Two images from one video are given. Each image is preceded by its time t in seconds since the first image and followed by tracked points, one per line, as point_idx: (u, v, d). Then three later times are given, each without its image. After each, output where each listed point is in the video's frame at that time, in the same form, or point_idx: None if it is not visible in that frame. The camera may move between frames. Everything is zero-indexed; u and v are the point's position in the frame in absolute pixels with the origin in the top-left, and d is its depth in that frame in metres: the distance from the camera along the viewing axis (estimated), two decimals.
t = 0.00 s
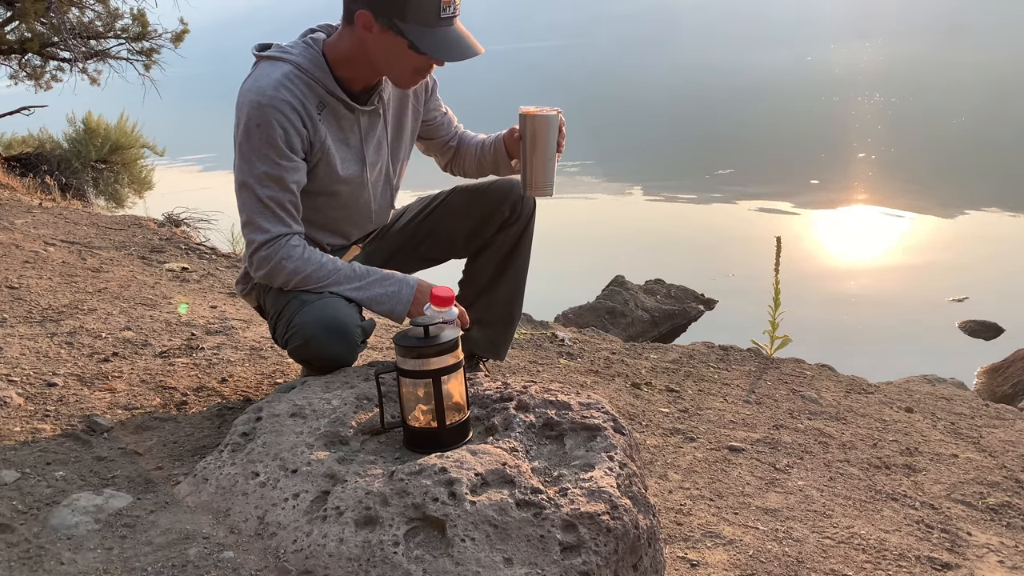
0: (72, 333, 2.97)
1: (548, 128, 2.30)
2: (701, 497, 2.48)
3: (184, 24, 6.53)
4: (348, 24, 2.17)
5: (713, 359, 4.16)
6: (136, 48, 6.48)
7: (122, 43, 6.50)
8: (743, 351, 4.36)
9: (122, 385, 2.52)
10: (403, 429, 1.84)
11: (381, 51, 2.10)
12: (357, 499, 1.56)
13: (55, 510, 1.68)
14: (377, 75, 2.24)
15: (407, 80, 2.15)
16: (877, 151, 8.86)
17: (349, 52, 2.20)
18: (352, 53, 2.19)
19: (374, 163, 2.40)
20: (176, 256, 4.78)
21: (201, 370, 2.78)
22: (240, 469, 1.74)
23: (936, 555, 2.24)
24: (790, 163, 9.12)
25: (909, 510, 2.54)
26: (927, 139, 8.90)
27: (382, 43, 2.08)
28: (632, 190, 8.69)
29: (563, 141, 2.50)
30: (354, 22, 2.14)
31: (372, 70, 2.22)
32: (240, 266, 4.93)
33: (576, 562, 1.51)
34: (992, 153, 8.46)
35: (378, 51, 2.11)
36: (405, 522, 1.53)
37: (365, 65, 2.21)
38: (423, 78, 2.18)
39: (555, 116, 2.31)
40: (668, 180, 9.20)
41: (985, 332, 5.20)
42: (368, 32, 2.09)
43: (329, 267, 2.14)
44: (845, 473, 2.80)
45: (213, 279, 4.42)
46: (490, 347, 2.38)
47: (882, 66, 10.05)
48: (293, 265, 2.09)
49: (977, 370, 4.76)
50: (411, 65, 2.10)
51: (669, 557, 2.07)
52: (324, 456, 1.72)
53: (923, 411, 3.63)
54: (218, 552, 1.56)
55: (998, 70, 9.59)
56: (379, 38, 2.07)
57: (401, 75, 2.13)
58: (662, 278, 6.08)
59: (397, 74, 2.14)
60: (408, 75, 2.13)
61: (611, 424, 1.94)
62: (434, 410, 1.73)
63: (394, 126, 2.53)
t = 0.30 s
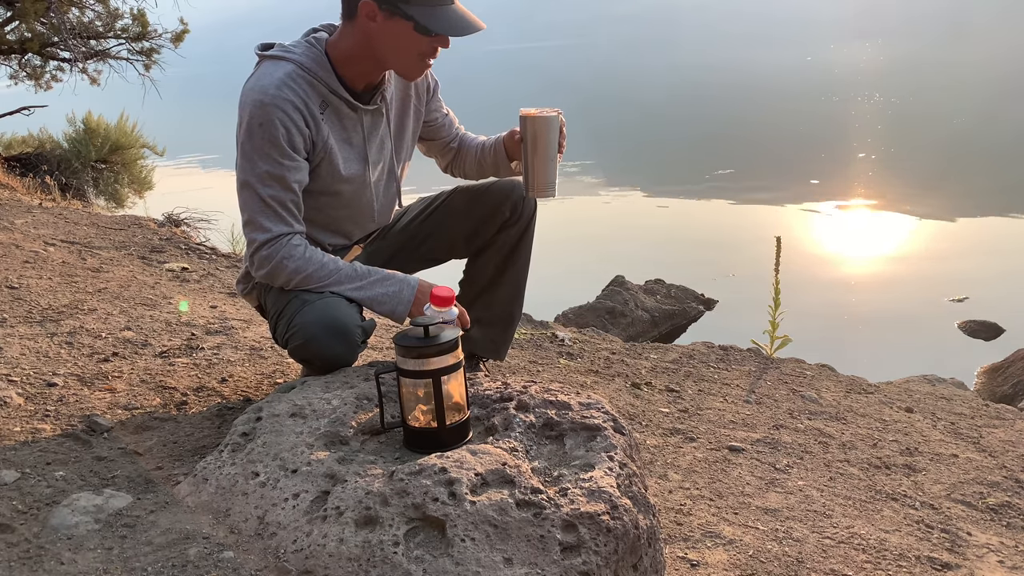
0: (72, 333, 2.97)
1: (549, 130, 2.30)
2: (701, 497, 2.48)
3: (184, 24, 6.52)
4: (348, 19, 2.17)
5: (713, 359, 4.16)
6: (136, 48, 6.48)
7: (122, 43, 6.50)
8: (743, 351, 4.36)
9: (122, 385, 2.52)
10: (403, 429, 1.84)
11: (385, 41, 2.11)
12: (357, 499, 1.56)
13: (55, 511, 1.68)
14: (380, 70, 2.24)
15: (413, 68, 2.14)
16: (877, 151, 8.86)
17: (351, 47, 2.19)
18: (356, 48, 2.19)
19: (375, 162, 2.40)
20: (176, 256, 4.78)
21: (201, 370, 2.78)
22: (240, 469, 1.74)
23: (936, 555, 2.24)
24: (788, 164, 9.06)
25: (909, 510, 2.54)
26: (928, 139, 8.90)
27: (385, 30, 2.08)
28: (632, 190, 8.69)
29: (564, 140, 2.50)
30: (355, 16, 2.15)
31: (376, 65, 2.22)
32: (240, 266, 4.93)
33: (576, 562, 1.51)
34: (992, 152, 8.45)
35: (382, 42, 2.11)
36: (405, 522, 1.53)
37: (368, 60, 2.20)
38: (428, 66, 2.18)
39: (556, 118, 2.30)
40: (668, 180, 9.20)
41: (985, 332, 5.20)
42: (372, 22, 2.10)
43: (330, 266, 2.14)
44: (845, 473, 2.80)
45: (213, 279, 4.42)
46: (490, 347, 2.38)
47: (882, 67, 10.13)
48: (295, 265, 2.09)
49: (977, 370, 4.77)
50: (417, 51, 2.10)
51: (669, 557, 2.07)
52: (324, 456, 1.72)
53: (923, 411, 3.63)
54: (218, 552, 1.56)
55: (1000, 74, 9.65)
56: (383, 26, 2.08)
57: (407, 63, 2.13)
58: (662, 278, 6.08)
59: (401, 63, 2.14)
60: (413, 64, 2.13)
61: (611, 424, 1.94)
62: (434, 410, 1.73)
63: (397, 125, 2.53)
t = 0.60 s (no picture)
0: (72, 333, 2.97)
1: (539, 119, 2.35)
2: (701, 497, 2.48)
3: (184, 24, 6.52)
4: (349, 17, 2.19)
5: (713, 359, 4.16)
6: (136, 48, 6.48)
7: (122, 44, 6.50)
8: (743, 351, 4.36)
9: (122, 385, 2.52)
10: (403, 429, 1.84)
11: (387, 35, 2.11)
12: (357, 499, 1.56)
13: (55, 510, 1.68)
14: (383, 68, 2.24)
15: (417, 59, 2.14)
16: (877, 151, 8.86)
17: (354, 45, 2.20)
18: (358, 45, 2.19)
19: (378, 161, 2.40)
20: (176, 256, 4.78)
21: (201, 370, 2.78)
22: (240, 469, 1.74)
23: (936, 555, 2.24)
24: (786, 163, 9.05)
25: (909, 509, 2.54)
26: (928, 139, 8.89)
27: (386, 23, 2.08)
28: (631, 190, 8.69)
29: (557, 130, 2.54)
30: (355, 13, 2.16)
31: (378, 63, 2.22)
32: (240, 266, 4.93)
33: (576, 562, 1.51)
34: (992, 152, 8.45)
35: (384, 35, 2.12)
36: (405, 522, 1.53)
37: (370, 58, 2.21)
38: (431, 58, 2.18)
39: (545, 106, 2.35)
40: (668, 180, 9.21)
41: (984, 332, 5.20)
42: (372, 15, 2.10)
43: (330, 265, 2.14)
44: (845, 473, 2.80)
45: (213, 279, 4.42)
46: (491, 348, 2.38)
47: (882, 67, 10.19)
48: (296, 265, 2.09)
49: (977, 370, 4.76)
50: (418, 41, 2.10)
51: (669, 557, 2.07)
52: (324, 456, 1.72)
53: (922, 411, 3.63)
54: (218, 552, 1.56)
55: (1001, 71, 9.66)
56: (384, 18, 2.08)
57: (410, 55, 2.13)
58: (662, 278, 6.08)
59: (403, 55, 2.14)
60: (416, 55, 2.13)
61: (611, 424, 1.94)
62: (434, 410, 1.73)
63: (398, 126, 2.53)
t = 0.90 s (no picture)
0: (72, 333, 2.97)
1: (525, 102, 2.40)
2: (701, 497, 2.48)
3: (184, 24, 6.52)
4: (346, 15, 2.19)
5: (713, 359, 4.16)
6: (136, 48, 6.48)
7: (122, 43, 6.50)
8: (743, 351, 4.36)
9: (122, 385, 2.52)
10: (403, 429, 1.84)
11: (386, 30, 2.11)
12: (357, 499, 1.56)
13: (55, 511, 1.68)
14: (382, 65, 2.24)
15: (415, 53, 2.15)
16: (877, 151, 8.86)
17: (351, 42, 2.20)
18: (356, 42, 2.19)
19: (378, 161, 2.40)
20: (176, 256, 4.78)
21: (201, 370, 2.78)
22: (240, 469, 1.74)
23: (936, 555, 2.24)
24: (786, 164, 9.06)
25: (909, 510, 2.54)
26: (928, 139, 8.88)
27: (384, 18, 2.09)
28: (632, 190, 8.70)
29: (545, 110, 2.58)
30: (352, 11, 2.16)
31: (378, 60, 2.22)
32: (240, 266, 4.93)
33: (576, 562, 1.51)
34: (993, 152, 8.45)
35: (383, 31, 2.12)
36: (405, 522, 1.53)
37: (369, 55, 2.21)
38: (430, 52, 2.19)
39: (528, 88, 2.39)
40: (668, 180, 9.21)
41: (984, 332, 5.20)
42: (370, 11, 2.10)
43: (330, 266, 2.14)
44: (845, 473, 2.80)
45: (213, 279, 4.41)
46: (491, 348, 2.39)
47: (882, 68, 10.18)
48: (296, 265, 2.09)
49: (977, 370, 4.76)
50: (418, 35, 2.11)
51: (669, 557, 2.07)
52: (324, 456, 1.72)
53: (923, 411, 3.63)
54: (218, 552, 1.56)
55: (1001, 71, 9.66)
56: (381, 14, 2.08)
57: (410, 49, 2.13)
58: (662, 278, 6.08)
59: (403, 50, 2.14)
60: (416, 49, 2.13)
61: (611, 424, 1.94)
62: (434, 410, 1.73)
63: (398, 125, 2.53)
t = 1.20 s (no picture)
0: (72, 333, 2.97)
1: (518, 96, 2.40)
2: (701, 497, 2.48)
3: (184, 24, 6.52)
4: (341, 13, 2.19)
5: (713, 359, 4.16)
6: (136, 48, 6.48)
7: (121, 43, 6.50)
8: (743, 351, 4.36)
9: (122, 385, 2.52)
10: (403, 429, 1.84)
11: (380, 28, 2.11)
12: (357, 499, 1.56)
13: (55, 511, 1.68)
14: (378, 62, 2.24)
15: (410, 50, 2.15)
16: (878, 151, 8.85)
17: (346, 38, 2.20)
18: (351, 40, 2.19)
19: (376, 160, 2.40)
20: (176, 256, 4.78)
21: (201, 370, 2.78)
22: (240, 469, 1.74)
23: (936, 555, 2.24)
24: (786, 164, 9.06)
25: (909, 510, 2.54)
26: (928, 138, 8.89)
27: (378, 16, 2.09)
28: (632, 190, 8.70)
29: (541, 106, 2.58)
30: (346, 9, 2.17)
31: (374, 57, 2.22)
32: (240, 266, 4.93)
33: (576, 562, 1.51)
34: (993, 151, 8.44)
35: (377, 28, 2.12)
36: (405, 522, 1.53)
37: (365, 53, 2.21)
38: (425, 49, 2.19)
39: (522, 82, 2.39)
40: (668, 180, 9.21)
41: (984, 332, 5.19)
42: (363, 9, 2.11)
43: (329, 266, 2.15)
44: (845, 473, 2.80)
45: (213, 279, 4.42)
46: (491, 348, 2.39)
47: (883, 67, 10.13)
48: (295, 265, 2.09)
49: (977, 370, 4.76)
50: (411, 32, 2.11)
51: (669, 557, 2.07)
52: (324, 456, 1.72)
53: (923, 411, 3.63)
54: (218, 552, 1.56)
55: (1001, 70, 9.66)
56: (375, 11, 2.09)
57: (404, 45, 2.14)
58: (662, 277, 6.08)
59: (397, 47, 2.15)
60: (410, 46, 2.14)
61: (611, 424, 1.94)
62: (434, 410, 1.73)
63: (396, 125, 2.53)
